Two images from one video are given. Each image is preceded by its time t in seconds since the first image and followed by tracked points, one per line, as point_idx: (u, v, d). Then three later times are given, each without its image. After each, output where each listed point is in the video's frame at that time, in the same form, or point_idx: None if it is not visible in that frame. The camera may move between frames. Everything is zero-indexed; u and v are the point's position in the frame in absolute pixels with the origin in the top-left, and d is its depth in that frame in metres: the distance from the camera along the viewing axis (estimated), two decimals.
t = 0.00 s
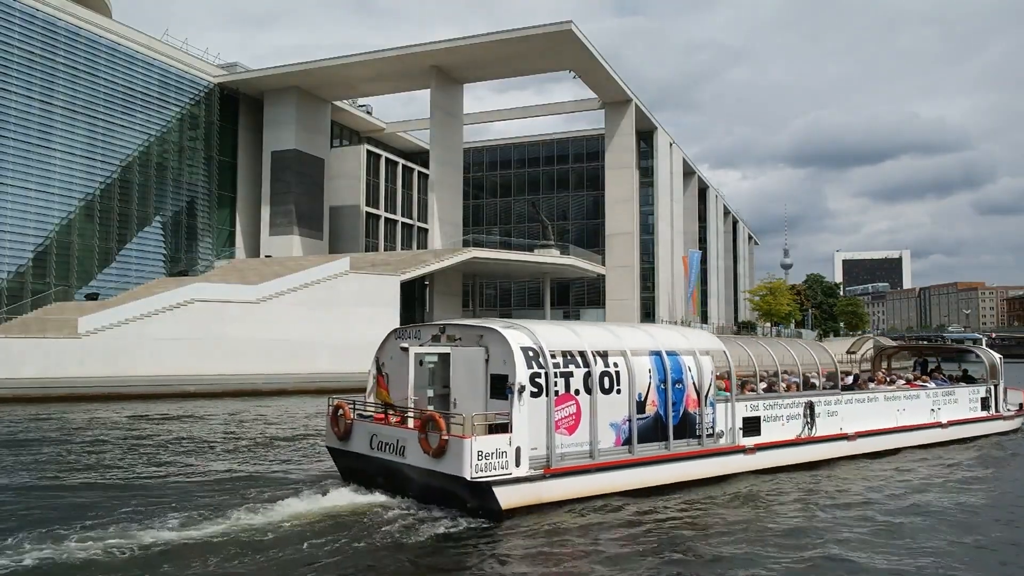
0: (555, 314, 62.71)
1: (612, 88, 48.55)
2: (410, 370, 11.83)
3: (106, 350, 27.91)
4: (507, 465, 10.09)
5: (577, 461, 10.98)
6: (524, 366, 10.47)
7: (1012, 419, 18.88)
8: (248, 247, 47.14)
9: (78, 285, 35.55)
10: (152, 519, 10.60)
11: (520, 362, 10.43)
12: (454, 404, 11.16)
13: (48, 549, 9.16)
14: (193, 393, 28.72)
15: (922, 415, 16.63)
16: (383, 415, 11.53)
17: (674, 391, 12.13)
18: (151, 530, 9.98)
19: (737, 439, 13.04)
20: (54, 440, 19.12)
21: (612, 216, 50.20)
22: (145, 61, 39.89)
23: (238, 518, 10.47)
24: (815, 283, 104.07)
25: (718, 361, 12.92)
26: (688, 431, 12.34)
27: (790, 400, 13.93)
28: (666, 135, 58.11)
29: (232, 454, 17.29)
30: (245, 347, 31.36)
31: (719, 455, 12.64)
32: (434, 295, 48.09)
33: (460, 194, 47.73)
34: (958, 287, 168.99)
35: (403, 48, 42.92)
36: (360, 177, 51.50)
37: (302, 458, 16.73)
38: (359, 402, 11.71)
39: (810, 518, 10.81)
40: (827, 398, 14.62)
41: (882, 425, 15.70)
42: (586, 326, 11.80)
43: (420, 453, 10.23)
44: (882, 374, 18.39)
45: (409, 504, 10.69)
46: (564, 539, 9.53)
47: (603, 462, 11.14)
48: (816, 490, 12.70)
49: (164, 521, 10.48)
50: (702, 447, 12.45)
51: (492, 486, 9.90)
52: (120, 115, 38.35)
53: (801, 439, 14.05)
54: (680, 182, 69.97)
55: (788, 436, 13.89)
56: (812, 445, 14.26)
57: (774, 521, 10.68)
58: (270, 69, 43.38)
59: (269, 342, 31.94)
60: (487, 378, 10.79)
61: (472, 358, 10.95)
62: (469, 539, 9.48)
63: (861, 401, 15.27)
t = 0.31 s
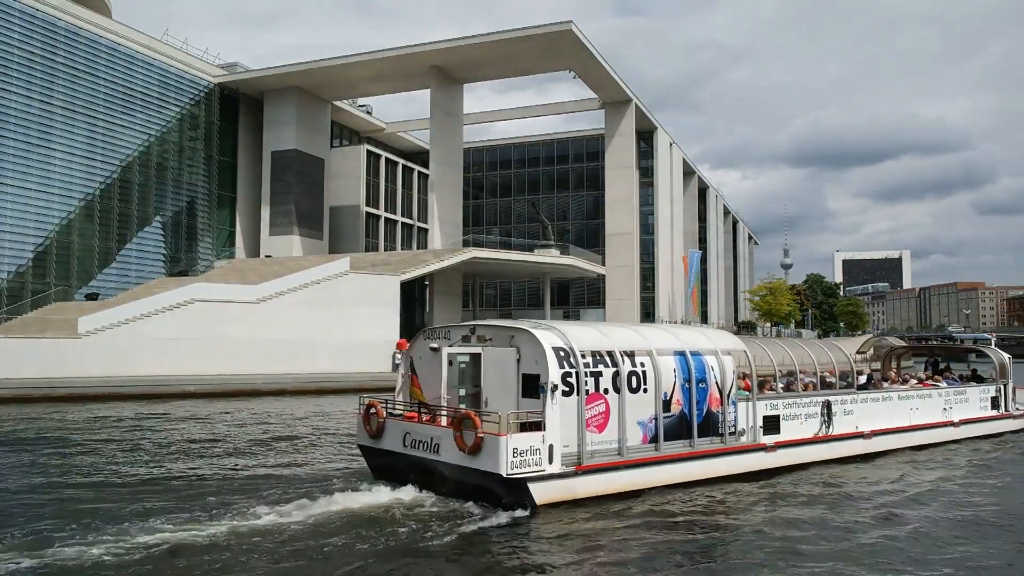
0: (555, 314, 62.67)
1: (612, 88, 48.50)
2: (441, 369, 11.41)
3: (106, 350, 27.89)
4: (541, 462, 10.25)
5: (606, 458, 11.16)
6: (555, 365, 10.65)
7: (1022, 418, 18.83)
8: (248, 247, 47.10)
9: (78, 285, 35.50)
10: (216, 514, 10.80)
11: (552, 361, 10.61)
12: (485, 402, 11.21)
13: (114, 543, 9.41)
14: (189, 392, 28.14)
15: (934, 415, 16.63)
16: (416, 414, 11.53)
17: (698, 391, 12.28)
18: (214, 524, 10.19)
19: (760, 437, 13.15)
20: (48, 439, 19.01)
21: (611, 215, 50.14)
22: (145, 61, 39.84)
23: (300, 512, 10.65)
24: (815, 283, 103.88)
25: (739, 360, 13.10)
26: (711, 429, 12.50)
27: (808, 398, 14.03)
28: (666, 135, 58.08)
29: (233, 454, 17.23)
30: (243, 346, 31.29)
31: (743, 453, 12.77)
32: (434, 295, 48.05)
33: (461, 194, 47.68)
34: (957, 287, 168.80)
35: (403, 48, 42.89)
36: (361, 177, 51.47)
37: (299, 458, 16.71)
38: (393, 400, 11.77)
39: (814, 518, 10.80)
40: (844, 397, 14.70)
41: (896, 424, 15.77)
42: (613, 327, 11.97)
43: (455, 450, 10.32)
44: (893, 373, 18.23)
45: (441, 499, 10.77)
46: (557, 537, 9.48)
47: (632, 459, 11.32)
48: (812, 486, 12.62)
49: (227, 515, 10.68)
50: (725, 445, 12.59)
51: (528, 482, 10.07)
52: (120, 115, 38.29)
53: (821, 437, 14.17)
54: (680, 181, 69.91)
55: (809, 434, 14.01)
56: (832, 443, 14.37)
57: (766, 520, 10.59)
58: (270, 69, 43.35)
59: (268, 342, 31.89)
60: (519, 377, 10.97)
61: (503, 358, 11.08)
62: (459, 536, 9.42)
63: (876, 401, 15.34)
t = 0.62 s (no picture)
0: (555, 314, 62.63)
1: (612, 88, 48.44)
2: (476, 368, 12.01)
3: (106, 350, 27.86)
4: (577, 460, 10.29)
5: (638, 455, 11.21)
6: (589, 365, 10.68)
7: None
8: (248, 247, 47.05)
9: (78, 285, 35.46)
10: (222, 514, 10.80)
11: (586, 361, 10.64)
12: (517, 400, 11.43)
13: (109, 545, 9.37)
14: (189, 392, 27.64)
15: (947, 414, 16.59)
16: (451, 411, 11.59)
17: (724, 390, 12.30)
18: (208, 524, 10.18)
19: (782, 435, 13.17)
20: (47, 439, 18.98)
21: (611, 214, 50.08)
22: (145, 61, 39.79)
23: (295, 513, 10.65)
24: (815, 283, 103.80)
25: (761, 360, 13.12)
26: (735, 427, 12.52)
27: (826, 398, 14.04)
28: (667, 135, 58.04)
29: (235, 455, 17.19)
30: (242, 345, 31.27)
31: (766, 451, 12.79)
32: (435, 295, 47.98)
33: (460, 194, 47.63)
34: (957, 287, 168.73)
35: (404, 48, 42.84)
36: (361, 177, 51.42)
37: (302, 458, 16.69)
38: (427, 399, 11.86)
39: (820, 515, 10.76)
40: (862, 397, 14.71)
41: (911, 422, 15.77)
42: (642, 326, 11.97)
43: (491, 447, 10.44)
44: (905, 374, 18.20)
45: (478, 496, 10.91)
46: (562, 535, 9.44)
47: (661, 457, 11.33)
48: (812, 482, 12.57)
49: (223, 516, 10.67)
50: (749, 443, 12.63)
51: (565, 479, 10.12)
52: (120, 115, 38.26)
53: (840, 435, 14.20)
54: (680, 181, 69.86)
55: (829, 432, 14.03)
56: (851, 442, 14.40)
57: (767, 517, 10.51)
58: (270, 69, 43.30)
59: (267, 343, 31.85)
60: (553, 376, 11.01)
61: (537, 357, 11.18)
62: (466, 535, 9.38)
63: (892, 400, 15.34)
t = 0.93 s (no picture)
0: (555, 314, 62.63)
1: (612, 87, 48.39)
2: (505, 368, 12.11)
3: (106, 350, 27.86)
4: (606, 457, 10.40)
5: (664, 452, 11.29)
6: (617, 365, 10.78)
7: None
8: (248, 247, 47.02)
9: (78, 285, 35.43)
10: (226, 514, 10.77)
11: (614, 361, 10.75)
12: (547, 399, 11.59)
13: (114, 546, 9.35)
14: (189, 392, 27.65)
15: (957, 414, 16.56)
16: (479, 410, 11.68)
17: (746, 389, 12.38)
18: (182, 527, 10.11)
19: (801, 433, 13.22)
20: (47, 439, 18.97)
21: (611, 214, 50.06)
22: (145, 61, 39.77)
23: (273, 516, 10.54)
24: (815, 283, 103.67)
25: (781, 359, 13.20)
26: (756, 426, 12.59)
27: (843, 397, 14.04)
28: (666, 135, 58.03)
29: (237, 455, 17.15)
30: (242, 345, 31.23)
31: (786, 448, 12.85)
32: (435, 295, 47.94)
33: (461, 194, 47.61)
34: (957, 287, 168.61)
35: (404, 48, 42.82)
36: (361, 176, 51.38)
37: (305, 457, 16.69)
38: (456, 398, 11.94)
39: (825, 514, 10.76)
40: (878, 397, 14.69)
41: (924, 421, 15.77)
42: (665, 327, 12.03)
43: (522, 445, 10.51)
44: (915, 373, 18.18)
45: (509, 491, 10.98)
46: (564, 535, 9.43)
47: (685, 454, 11.42)
48: (816, 481, 12.54)
49: (200, 517, 10.61)
50: (769, 441, 12.70)
51: (596, 476, 10.25)
52: (120, 115, 38.24)
53: (857, 434, 14.22)
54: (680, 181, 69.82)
55: (846, 431, 14.07)
56: (867, 440, 14.42)
57: (771, 516, 10.48)
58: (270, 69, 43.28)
59: (267, 343, 31.82)
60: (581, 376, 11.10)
61: (565, 358, 11.31)
62: (472, 535, 9.39)
63: (906, 400, 15.33)
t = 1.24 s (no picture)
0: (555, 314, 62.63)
1: (612, 87, 48.36)
2: (534, 368, 12.07)
3: (106, 350, 27.87)
4: (634, 454, 10.52)
5: (688, 451, 11.35)
6: (645, 365, 10.84)
7: None
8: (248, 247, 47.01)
9: (78, 285, 35.44)
10: (232, 514, 10.80)
11: (642, 361, 10.80)
12: (573, 398, 11.57)
13: (120, 546, 9.38)
14: (189, 392, 27.63)
15: (968, 413, 16.56)
16: (505, 409, 11.76)
17: (766, 389, 12.45)
18: (169, 527, 10.13)
19: (820, 432, 13.27)
20: (47, 439, 18.95)
21: (611, 214, 50.04)
22: (145, 61, 39.76)
23: (261, 517, 10.55)
24: (815, 283, 103.55)
25: (800, 359, 13.24)
26: (777, 424, 12.65)
27: (859, 396, 14.07)
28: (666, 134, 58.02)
29: (238, 455, 17.14)
30: (242, 346, 31.27)
31: (805, 447, 12.92)
32: (435, 296, 47.92)
33: (460, 194, 47.59)
34: (957, 287, 168.46)
35: (404, 48, 42.81)
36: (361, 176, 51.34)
37: (308, 458, 16.68)
38: (483, 398, 11.98)
39: (830, 514, 10.74)
40: (892, 396, 14.72)
41: (937, 420, 15.78)
42: (687, 327, 12.09)
43: (552, 443, 10.62)
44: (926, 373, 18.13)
45: (536, 489, 11.01)
46: (568, 536, 9.42)
47: (709, 452, 11.49)
48: (822, 481, 12.51)
49: (189, 517, 10.63)
50: (789, 439, 12.76)
51: (626, 472, 10.39)
52: (120, 115, 38.21)
53: (873, 432, 14.28)
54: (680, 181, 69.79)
55: (862, 430, 14.12)
56: (883, 438, 14.47)
57: (776, 516, 10.47)
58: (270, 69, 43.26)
59: (267, 343, 31.81)
60: (608, 376, 11.16)
61: (592, 357, 11.34)
62: (476, 537, 9.38)
63: (919, 399, 15.36)
